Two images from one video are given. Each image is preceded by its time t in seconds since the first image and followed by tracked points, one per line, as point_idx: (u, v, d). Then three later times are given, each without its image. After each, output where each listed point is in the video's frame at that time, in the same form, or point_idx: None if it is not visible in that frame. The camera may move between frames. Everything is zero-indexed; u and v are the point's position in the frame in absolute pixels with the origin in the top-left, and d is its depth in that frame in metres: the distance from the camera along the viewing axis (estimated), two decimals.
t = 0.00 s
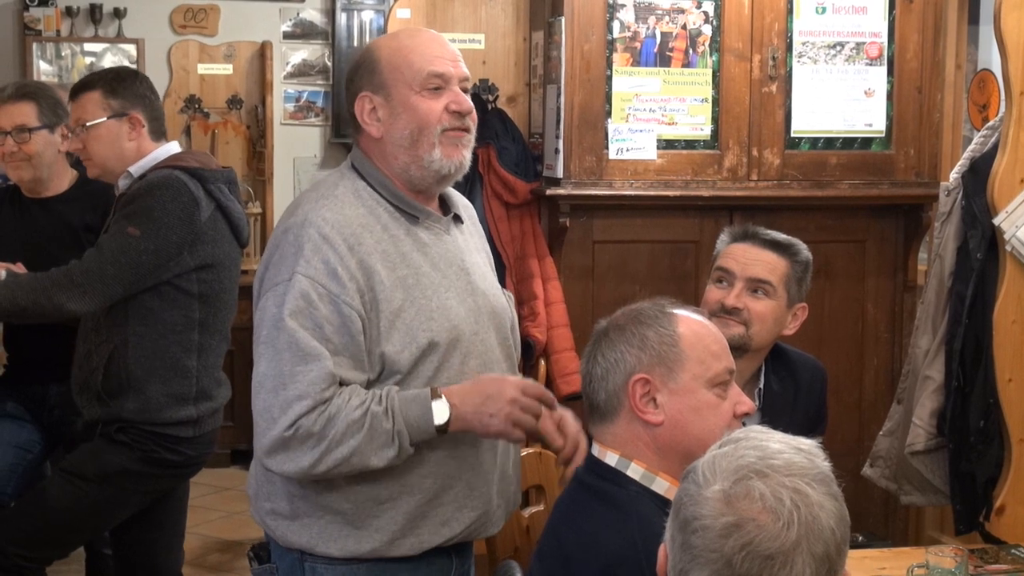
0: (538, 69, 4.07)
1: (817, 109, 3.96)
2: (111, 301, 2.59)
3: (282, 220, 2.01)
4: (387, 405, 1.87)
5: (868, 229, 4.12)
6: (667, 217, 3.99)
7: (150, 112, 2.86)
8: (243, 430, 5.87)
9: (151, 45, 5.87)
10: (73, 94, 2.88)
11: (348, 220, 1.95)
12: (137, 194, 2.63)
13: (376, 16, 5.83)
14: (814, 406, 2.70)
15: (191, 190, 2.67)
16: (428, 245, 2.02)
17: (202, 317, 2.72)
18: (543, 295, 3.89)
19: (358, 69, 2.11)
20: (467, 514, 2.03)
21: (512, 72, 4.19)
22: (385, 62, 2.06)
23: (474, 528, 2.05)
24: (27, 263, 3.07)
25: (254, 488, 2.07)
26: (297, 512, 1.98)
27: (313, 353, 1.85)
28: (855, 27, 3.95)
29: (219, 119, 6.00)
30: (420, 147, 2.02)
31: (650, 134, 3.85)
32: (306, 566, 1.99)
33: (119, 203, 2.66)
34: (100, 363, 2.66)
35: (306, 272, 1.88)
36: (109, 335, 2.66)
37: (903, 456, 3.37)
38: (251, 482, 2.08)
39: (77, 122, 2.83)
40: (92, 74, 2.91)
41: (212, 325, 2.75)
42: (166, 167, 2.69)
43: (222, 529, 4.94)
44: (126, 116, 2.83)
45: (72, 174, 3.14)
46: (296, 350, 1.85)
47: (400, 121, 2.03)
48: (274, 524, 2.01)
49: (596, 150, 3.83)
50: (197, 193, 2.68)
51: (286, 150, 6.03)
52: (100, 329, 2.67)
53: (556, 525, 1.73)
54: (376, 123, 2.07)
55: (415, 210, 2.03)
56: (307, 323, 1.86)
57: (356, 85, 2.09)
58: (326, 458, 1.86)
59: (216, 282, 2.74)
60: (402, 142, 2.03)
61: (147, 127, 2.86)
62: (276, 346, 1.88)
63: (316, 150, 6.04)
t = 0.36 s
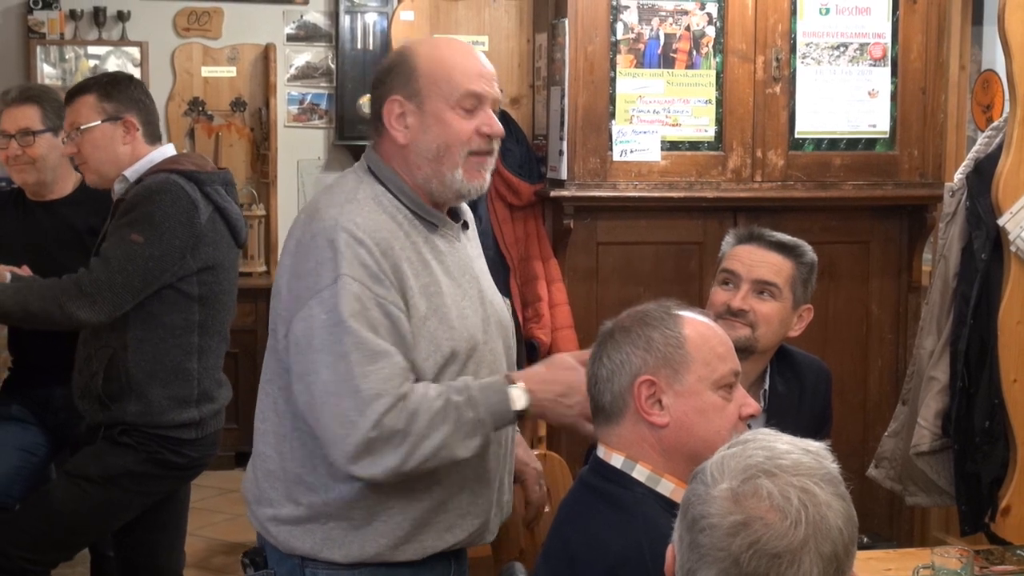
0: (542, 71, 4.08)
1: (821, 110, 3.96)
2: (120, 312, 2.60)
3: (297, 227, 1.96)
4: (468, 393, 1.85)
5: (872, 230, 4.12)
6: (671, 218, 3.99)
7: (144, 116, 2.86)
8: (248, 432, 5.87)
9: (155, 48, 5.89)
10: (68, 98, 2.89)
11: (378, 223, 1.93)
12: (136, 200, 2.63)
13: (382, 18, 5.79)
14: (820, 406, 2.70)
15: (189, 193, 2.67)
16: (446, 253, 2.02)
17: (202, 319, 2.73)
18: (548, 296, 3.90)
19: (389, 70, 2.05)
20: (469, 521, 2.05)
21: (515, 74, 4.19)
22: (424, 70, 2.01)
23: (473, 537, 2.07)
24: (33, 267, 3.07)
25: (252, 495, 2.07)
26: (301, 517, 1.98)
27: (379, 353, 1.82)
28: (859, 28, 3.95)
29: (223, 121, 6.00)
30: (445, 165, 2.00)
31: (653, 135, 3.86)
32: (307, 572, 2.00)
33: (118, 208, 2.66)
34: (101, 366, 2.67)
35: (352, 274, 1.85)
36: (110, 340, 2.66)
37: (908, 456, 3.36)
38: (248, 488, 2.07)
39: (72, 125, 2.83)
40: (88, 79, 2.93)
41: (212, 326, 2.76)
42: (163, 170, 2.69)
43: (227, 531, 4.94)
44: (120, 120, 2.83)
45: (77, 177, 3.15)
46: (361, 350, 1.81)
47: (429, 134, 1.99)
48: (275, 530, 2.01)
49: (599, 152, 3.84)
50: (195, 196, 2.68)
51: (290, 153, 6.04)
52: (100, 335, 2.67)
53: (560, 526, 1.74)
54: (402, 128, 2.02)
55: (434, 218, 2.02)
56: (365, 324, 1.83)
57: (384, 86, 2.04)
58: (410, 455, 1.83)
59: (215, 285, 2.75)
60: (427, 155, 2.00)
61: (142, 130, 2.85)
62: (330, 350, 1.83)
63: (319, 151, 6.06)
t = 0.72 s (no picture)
0: (547, 71, 4.07)
1: (825, 110, 3.96)
2: (114, 316, 2.62)
3: (334, 231, 1.94)
4: (531, 457, 1.98)
5: (877, 229, 4.12)
6: (675, 218, 3.99)
7: (135, 116, 2.87)
8: (252, 432, 5.87)
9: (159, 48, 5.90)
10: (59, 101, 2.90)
11: (422, 232, 1.94)
12: (129, 202, 2.65)
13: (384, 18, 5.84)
14: (825, 406, 2.69)
15: (181, 194, 2.70)
16: (472, 266, 2.06)
17: (193, 319, 2.76)
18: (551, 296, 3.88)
19: (466, 82, 2.00)
20: (476, 530, 2.07)
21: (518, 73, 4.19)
22: (498, 103, 1.97)
23: (475, 544, 2.10)
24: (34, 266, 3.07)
25: (258, 491, 2.07)
26: (319, 518, 1.99)
27: (442, 369, 1.85)
28: (863, 28, 3.94)
29: (226, 122, 6.01)
30: (484, 199, 2.01)
31: (657, 135, 3.85)
32: (319, 571, 2.02)
33: (110, 210, 2.68)
34: (93, 368, 2.69)
35: (407, 284, 1.86)
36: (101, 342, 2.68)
37: (913, 456, 3.36)
38: (254, 482, 2.07)
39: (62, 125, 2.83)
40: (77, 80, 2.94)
41: (204, 326, 2.80)
42: (154, 171, 2.72)
43: (231, 532, 4.94)
44: (111, 120, 2.84)
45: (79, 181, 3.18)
46: (424, 363, 1.83)
47: (482, 167, 1.98)
48: (290, 528, 2.02)
49: (603, 152, 3.84)
50: (186, 196, 2.72)
51: (294, 153, 6.07)
52: (92, 336, 2.70)
53: (566, 526, 1.73)
54: (456, 146, 2.00)
55: (465, 230, 2.05)
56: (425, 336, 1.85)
57: (453, 98, 2.00)
58: (466, 490, 1.89)
59: (207, 285, 2.79)
60: (472, 184, 2.00)
61: (133, 130, 2.87)
62: (386, 359, 1.84)
63: (323, 152, 6.08)
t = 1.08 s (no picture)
0: (550, 69, 4.07)
1: (829, 108, 3.96)
2: (115, 318, 2.62)
3: (329, 220, 1.96)
4: (458, 439, 1.89)
5: (882, 227, 4.12)
6: (679, 217, 3.99)
7: (129, 116, 2.88)
8: (256, 432, 5.87)
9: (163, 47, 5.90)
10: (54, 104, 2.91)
11: (411, 222, 1.94)
12: (125, 202, 2.65)
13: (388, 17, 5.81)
14: (830, 403, 2.69)
15: (178, 192, 2.70)
16: (471, 253, 2.04)
17: (191, 318, 2.76)
18: (556, 296, 3.87)
19: (443, 69, 2.02)
20: (492, 516, 2.06)
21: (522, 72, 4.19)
22: (474, 85, 1.98)
23: (497, 531, 2.09)
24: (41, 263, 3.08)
25: (276, 487, 2.07)
26: (330, 511, 1.99)
27: (390, 360, 1.83)
28: (867, 26, 3.94)
29: (230, 121, 6.01)
30: (470, 180, 2.00)
31: (661, 133, 3.85)
32: (337, 567, 2.00)
33: (108, 210, 2.68)
34: (91, 367, 2.70)
35: (378, 275, 1.86)
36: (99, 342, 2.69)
37: (918, 454, 3.35)
38: (272, 479, 2.08)
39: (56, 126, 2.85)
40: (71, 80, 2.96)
41: (202, 325, 2.79)
42: (150, 170, 2.72)
43: (236, 531, 4.94)
44: (104, 120, 2.85)
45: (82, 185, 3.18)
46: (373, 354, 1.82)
47: (463, 149, 1.98)
48: (307, 524, 2.02)
49: (607, 151, 3.83)
50: (183, 194, 2.72)
51: (296, 153, 6.06)
52: (90, 336, 2.70)
53: (571, 525, 1.73)
54: (437, 132, 2.01)
55: (460, 219, 2.04)
56: (382, 327, 1.84)
57: (432, 85, 2.02)
58: (387, 474, 1.84)
59: (205, 284, 2.78)
60: (456, 166, 2.00)
61: (126, 130, 2.88)
62: (340, 346, 1.84)
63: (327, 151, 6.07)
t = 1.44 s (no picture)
0: (555, 68, 4.07)
1: (834, 107, 3.95)
2: (111, 318, 2.62)
3: (328, 215, 1.99)
4: (379, 475, 1.79)
5: (886, 225, 4.11)
6: (684, 215, 3.98)
7: (126, 116, 2.88)
8: (261, 431, 5.88)
9: (167, 47, 5.90)
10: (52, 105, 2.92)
11: (403, 224, 1.94)
12: (122, 203, 2.65)
13: (392, 17, 5.82)
14: (836, 401, 2.69)
15: (176, 194, 2.70)
16: (473, 255, 2.02)
17: (189, 318, 2.76)
18: (561, 294, 3.88)
19: (447, 68, 2.04)
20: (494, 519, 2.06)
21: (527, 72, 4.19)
22: (474, 84, 1.98)
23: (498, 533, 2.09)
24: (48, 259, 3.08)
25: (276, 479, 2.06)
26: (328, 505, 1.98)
27: (341, 360, 1.82)
28: (872, 23, 3.94)
29: (235, 120, 6.02)
30: (465, 181, 1.99)
31: (666, 132, 3.85)
32: (335, 564, 2.00)
33: (105, 211, 2.69)
34: (89, 367, 2.70)
35: (354, 276, 1.86)
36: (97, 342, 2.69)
37: (923, 452, 3.35)
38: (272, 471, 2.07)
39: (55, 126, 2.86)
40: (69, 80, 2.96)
41: (199, 326, 2.79)
42: (149, 171, 2.72)
43: (240, 531, 4.94)
44: (102, 121, 2.85)
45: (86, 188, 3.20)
46: (325, 352, 1.82)
47: (459, 149, 1.99)
48: (304, 516, 2.01)
49: (612, 149, 3.83)
50: (182, 195, 2.72)
51: (301, 152, 6.06)
52: (88, 336, 2.70)
53: (577, 524, 1.73)
54: (438, 132, 2.03)
55: (461, 220, 2.03)
56: (343, 326, 1.83)
57: (435, 85, 2.04)
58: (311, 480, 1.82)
59: (203, 285, 2.79)
60: (452, 168, 2.00)
61: (125, 130, 2.88)
62: (306, 342, 1.85)
63: (331, 151, 6.08)
